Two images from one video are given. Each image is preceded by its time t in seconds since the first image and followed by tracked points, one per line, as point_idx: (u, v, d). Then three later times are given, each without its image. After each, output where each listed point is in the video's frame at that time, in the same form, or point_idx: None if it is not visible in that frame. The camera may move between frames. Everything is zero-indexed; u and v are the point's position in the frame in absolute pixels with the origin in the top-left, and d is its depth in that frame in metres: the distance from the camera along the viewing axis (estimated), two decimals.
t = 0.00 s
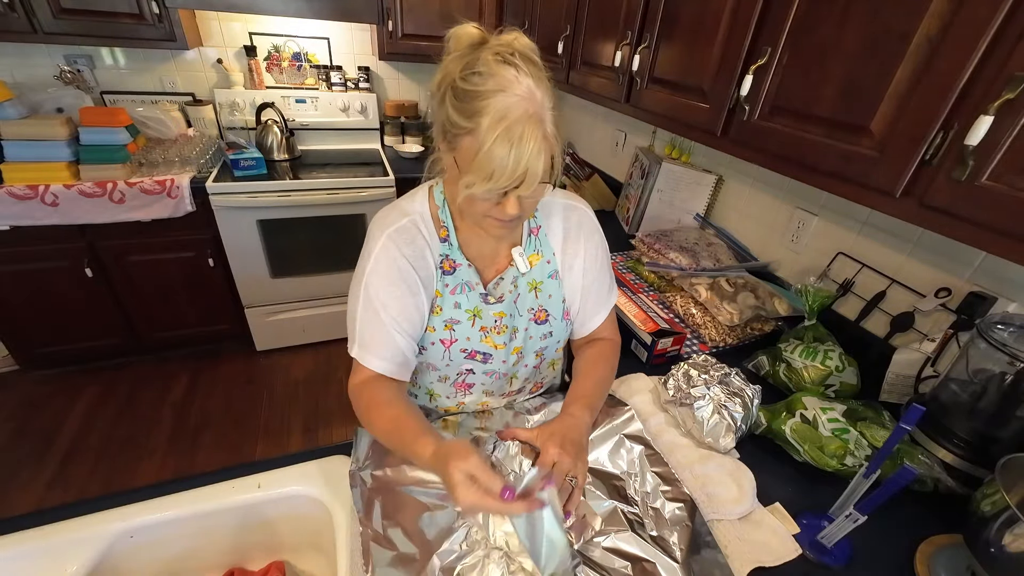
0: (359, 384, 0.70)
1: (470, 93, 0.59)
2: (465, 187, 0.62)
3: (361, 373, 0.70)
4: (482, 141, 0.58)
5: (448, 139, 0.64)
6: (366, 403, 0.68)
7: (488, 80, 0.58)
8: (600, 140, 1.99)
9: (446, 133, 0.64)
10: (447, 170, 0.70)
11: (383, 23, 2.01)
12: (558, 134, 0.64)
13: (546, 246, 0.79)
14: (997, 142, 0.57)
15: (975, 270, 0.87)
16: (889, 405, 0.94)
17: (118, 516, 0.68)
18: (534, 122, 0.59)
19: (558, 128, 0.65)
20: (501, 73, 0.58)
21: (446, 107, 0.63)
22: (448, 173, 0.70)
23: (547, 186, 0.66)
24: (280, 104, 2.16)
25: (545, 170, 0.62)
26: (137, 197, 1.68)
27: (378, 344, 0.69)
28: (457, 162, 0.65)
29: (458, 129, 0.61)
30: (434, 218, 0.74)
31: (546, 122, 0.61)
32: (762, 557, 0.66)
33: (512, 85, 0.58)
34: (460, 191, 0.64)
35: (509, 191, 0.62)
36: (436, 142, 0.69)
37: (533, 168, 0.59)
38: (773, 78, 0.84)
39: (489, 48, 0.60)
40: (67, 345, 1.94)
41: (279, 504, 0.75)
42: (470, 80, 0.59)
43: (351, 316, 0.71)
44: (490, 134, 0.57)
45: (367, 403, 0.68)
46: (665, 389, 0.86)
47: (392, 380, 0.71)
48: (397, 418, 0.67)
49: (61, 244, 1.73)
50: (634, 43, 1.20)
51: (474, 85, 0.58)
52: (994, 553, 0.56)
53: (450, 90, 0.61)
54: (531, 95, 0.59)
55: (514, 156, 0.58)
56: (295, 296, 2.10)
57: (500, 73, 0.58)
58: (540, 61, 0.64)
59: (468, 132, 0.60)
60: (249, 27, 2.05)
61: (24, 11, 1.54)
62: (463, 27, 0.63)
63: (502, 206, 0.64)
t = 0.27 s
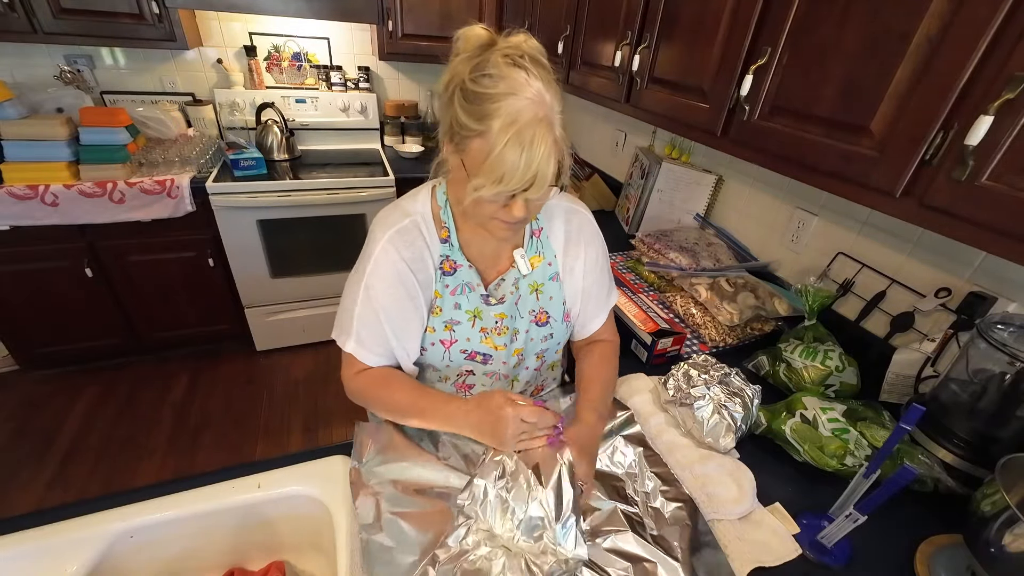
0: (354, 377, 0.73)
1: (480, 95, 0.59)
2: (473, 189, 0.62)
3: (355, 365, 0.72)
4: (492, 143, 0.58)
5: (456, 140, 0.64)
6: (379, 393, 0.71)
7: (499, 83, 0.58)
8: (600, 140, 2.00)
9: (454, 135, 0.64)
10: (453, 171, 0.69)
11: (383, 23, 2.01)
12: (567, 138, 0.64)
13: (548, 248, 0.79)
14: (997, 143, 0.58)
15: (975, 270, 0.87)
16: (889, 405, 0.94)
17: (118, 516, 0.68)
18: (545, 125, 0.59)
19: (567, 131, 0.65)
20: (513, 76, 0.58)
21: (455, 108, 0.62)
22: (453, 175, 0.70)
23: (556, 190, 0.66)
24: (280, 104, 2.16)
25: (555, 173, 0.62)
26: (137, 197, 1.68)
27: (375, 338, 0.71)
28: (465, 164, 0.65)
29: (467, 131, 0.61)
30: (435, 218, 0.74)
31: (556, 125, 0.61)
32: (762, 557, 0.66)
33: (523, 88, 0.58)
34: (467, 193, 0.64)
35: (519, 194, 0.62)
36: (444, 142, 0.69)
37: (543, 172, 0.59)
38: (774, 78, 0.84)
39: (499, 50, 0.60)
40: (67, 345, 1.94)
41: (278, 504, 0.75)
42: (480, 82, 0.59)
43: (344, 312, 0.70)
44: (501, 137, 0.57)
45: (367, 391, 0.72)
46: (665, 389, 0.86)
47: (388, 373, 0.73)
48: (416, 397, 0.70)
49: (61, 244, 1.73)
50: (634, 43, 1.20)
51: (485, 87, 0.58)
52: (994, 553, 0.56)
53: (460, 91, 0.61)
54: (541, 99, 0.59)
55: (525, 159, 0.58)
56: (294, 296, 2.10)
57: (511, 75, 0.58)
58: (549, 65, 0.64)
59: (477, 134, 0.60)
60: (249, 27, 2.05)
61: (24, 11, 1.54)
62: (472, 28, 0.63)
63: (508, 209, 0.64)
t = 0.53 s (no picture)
0: (347, 372, 0.74)
1: (467, 97, 0.59)
2: (461, 191, 0.62)
3: (348, 361, 0.74)
4: (478, 146, 0.59)
5: (446, 141, 0.64)
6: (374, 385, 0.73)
7: (486, 84, 0.58)
8: (600, 139, 2.00)
9: (443, 135, 0.65)
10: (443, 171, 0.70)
11: (383, 23, 2.01)
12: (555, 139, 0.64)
13: (545, 246, 0.79)
14: (996, 143, 0.58)
15: (975, 269, 0.87)
16: (889, 405, 0.94)
17: (118, 516, 0.68)
18: (531, 127, 0.58)
19: (556, 131, 0.64)
20: (500, 77, 0.58)
21: (444, 109, 0.63)
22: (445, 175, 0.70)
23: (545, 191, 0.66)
24: (280, 104, 2.16)
25: (542, 174, 0.62)
26: (137, 197, 1.68)
27: (370, 336, 0.72)
28: (454, 164, 0.65)
29: (456, 132, 0.61)
30: (431, 217, 0.74)
31: (544, 126, 0.61)
32: (762, 557, 0.66)
33: (510, 90, 0.58)
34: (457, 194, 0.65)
35: (505, 195, 0.62)
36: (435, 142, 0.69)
37: (529, 174, 0.59)
38: (774, 78, 0.84)
39: (488, 50, 0.60)
40: (67, 345, 1.94)
41: (279, 504, 0.75)
42: (467, 84, 0.59)
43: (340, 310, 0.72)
44: (486, 139, 0.57)
45: (360, 384, 0.73)
46: (665, 389, 0.86)
47: (385, 368, 0.75)
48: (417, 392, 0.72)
49: (61, 244, 1.73)
50: (634, 43, 1.20)
51: (472, 88, 0.58)
52: (993, 553, 0.56)
53: (449, 92, 0.61)
54: (528, 100, 0.59)
55: (510, 161, 0.58)
56: (294, 296, 2.10)
57: (498, 76, 0.58)
58: (540, 64, 0.64)
59: (465, 136, 0.60)
60: (249, 27, 2.05)
61: (24, 11, 1.54)
62: (463, 28, 0.63)
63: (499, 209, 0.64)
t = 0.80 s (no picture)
0: (346, 362, 0.74)
1: (455, 95, 0.59)
2: (450, 187, 0.62)
3: (345, 353, 0.74)
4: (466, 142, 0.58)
5: (437, 139, 0.65)
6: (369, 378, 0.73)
7: (474, 81, 0.58)
8: (600, 139, 2.00)
9: (434, 133, 0.65)
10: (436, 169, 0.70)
11: (383, 23, 2.01)
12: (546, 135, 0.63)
13: (542, 246, 0.79)
14: (996, 143, 0.58)
15: (975, 269, 0.87)
16: (889, 405, 0.94)
17: (118, 516, 0.68)
18: (519, 122, 0.58)
19: (547, 127, 0.64)
20: (487, 74, 0.58)
21: (434, 107, 0.63)
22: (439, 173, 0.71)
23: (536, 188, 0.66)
24: (280, 104, 2.16)
25: (531, 170, 0.61)
26: (137, 198, 1.68)
27: (364, 330, 0.73)
28: (445, 162, 0.65)
29: (444, 130, 0.61)
30: (427, 215, 0.74)
31: (532, 122, 0.60)
32: (762, 557, 0.66)
33: (497, 86, 0.58)
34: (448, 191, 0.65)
35: (494, 191, 0.61)
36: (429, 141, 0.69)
37: (516, 169, 0.59)
38: (774, 78, 0.84)
39: (477, 48, 0.60)
40: (67, 345, 1.94)
41: (279, 504, 0.75)
42: (455, 81, 0.59)
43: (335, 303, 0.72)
44: (473, 135, 0.57)
45: (358, 376, 0.73)
46: (665, 389, 0.86)
47: (378, 363, 0.75)
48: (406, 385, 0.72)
49: (61, 244, 1.73)
50: (634, 43, 1.20)
51: (460, 85, 0.58)
52: (994, 553, 0.56)
53: (438, 90, 0.61)
54: (516, 96, 0.59)
55: (496, 157, 0.57)
56: (295, 296, 2.10)
57: (486, 73, 0.58)
58: (531, 61, 0.64)
59: (453, 133, 0.60)
60: (249, 27, 2.05)
61: (24, 11, 1.54)
62: (453, 26, 0.63)
63: (488, 206, 0.64)
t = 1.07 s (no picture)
0: (355, 363, 0.77)
1: (452, 99, 0.59)
2: (449, 192, 0.62)
3: (355, 353, 0.77)
4: (464, 147, 0.58)
5: (435, 143, 0.64)
6: (376, 381, 0.76)
7: (470, 86, 0.58)
8: (600, 139, 2.00)
9: (431, 137, 0.65)
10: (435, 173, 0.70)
11: (383, 23, 2.02)
12: (543, 138, 0.63)
13: (543, 247, 0.79)
14: (996, 143, 0.58)
15: (974, 269, 0.87)
16: (889, 406, 0.94)
17: (118, 516, 0.68)
18: (516, 126, 0.58)
19: (544, 130, 0.64)
20: (483, 78, 0.58)
21: (431, 112, 0.63)
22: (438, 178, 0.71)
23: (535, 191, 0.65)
24: (280, 104, 2.16)
25: (530, 174, 0.61)
26: (137, 197, 1.68)
27: (369, 331, 0.74)
28: (444, 167, 0.65)
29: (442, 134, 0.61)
30: (426, 218, 0.73)
31: (530, 125, 0.60)
32: (762, 557, 0.66)
33: (494, 90, 0.58)
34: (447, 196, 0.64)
35: (494, 195, 0.61)
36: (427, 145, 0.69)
37: (515, 173, 0.58)
38: (774, 78, 0.84)
39: (472, 51, 0.60)
40: (67, 345, 1.94)
41: (278, 504, 0.75)
42: (452, 85, 0.59)
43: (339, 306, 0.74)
44: (471, 140, 0.57)
45: (366, 378, 0.76)
46: (665, 389, 0.86)
47: (385, 369, 0.77)
48: (406, 393, 0.74)
49: (61, 244, 1.73)
50: (634, 43, 1.20)
51: (456, 90, 0.58)
52: (994, 553, 0.56)
53: (434, 95, 0.61)
54: (513, 100, 0.59)
55: (495, 162, 0.57)
56: (294, 296, 2.10)
57: (482, 78, 0.58)
58: (526, 64, 0.64)
59: (451, 137, 0.60)
60: (249, 27, 2.05)
61: (24, 11, 1.54)
62: (447, 30, 0.64)
63: (486, 210, 0.64)
